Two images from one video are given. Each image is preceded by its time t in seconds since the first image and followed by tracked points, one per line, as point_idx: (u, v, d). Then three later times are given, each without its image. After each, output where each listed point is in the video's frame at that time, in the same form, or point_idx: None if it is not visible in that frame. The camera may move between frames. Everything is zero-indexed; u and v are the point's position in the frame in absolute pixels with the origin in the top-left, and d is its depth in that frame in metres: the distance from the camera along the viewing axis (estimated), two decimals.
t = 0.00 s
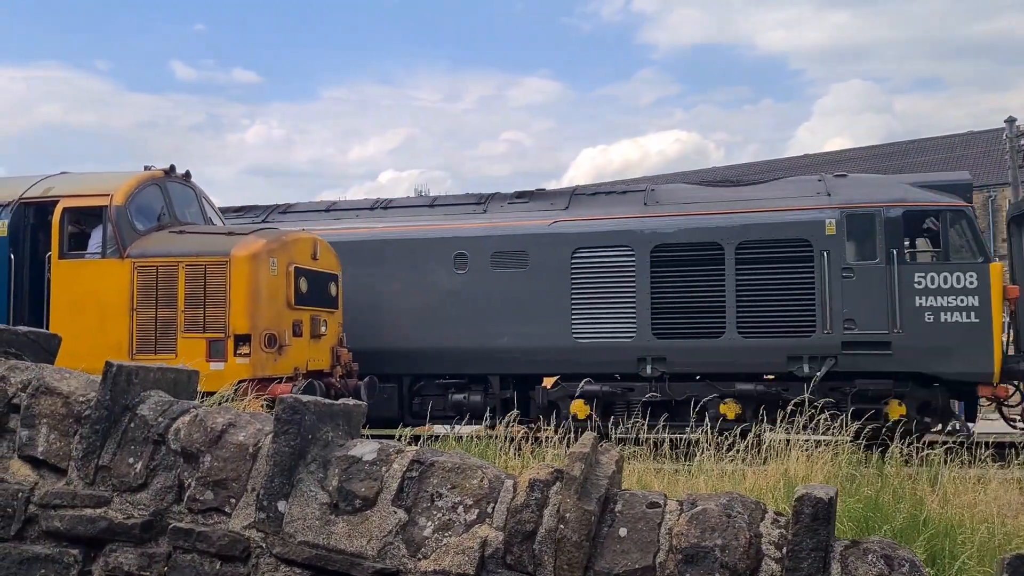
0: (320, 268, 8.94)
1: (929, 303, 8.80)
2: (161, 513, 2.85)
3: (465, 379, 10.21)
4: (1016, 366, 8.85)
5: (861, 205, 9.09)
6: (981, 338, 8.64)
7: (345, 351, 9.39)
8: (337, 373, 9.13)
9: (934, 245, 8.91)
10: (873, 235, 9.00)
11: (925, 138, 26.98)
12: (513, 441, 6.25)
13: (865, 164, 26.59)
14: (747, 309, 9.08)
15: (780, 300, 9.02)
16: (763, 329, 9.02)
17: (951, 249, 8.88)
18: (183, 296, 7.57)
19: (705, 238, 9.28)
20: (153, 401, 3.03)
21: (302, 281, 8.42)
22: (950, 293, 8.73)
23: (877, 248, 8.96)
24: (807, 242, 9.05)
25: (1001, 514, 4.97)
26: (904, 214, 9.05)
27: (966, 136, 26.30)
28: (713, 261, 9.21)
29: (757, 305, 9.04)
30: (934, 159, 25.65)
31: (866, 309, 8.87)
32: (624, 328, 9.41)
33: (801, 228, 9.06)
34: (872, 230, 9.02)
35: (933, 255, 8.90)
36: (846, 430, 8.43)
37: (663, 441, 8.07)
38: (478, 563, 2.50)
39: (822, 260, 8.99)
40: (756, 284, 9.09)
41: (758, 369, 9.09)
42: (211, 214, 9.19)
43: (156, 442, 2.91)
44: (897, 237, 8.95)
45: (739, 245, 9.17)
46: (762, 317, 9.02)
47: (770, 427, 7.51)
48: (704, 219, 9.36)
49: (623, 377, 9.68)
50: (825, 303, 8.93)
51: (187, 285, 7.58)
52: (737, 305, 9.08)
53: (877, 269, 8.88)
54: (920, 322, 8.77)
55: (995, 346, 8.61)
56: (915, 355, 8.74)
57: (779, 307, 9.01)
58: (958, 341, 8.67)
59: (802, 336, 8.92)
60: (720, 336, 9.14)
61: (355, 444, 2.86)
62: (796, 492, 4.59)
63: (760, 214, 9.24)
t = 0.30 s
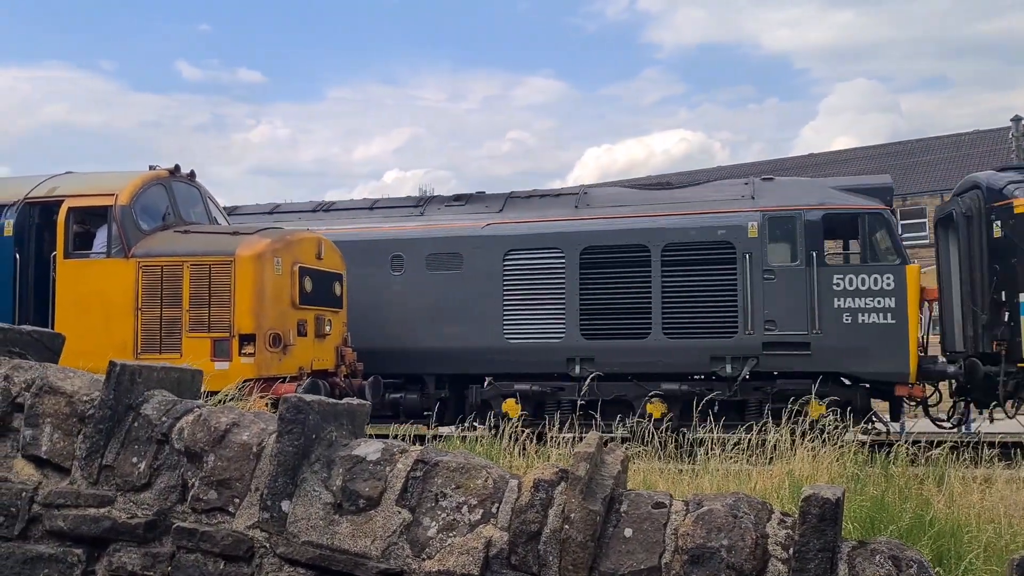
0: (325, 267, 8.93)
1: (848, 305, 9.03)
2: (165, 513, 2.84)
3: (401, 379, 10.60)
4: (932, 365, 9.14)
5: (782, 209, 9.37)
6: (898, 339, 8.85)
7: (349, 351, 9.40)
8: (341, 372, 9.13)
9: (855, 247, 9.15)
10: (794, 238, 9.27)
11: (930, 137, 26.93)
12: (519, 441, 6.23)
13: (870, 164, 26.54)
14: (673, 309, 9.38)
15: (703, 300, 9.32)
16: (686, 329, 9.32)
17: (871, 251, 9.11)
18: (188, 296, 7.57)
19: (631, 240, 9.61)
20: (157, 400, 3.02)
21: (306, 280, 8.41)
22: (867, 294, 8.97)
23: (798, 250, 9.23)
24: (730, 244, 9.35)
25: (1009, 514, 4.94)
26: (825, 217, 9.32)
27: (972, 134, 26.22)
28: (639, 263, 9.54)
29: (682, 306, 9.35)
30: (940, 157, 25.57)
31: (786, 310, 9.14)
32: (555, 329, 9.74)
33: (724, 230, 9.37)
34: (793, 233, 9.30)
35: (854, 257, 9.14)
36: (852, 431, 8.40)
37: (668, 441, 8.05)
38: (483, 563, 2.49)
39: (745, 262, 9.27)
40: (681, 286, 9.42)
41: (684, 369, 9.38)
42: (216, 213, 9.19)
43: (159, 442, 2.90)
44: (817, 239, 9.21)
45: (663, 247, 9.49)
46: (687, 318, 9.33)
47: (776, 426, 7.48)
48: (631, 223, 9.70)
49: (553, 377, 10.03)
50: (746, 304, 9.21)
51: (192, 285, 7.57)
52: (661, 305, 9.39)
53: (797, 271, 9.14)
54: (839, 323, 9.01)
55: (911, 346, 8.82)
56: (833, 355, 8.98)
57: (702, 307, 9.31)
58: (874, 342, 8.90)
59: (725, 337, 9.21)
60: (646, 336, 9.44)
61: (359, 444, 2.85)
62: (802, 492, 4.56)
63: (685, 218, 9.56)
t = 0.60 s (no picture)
0: (329, 267, 8.93)
1: (769, 305, 9.27)
2: (168, 513, 2.84)
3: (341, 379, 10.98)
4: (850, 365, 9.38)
5: (707, 212, 9.58)
6: (818, 338, 9.09)
7: (354, 351, 9.40)
8: (345, 372, 9.14)
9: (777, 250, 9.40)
10: (718, 241, 9.49)
11: (935, 138, 26.89)
12: (523, 441, 6.23)
13: (876, 163, 26.48)
14: (602, 311, 9.67)
15: (630, 302, 9.61)
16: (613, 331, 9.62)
17: (793, 253, 9.36)
18: (192, 296, 7.57)
19: (560, 243, 9.90)
20: (161, 400, 3.03)
21: (311, 280, 8.42)
22: (787, 295, 9.21)
23: (720, 253, 9.45)
24: (656, 246, 9.61)
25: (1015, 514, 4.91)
26: (748, 221, 9.56)
27: (978, 133, 26.13)
28: (568, 265, 9.85)
29: (609, 307, 9.63)
30: (946, 156, 25.49)
31: (709, 311, 9.40)
32: (490, 329, 10.02)
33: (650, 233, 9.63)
34: (716, 236, 9.51)
35: (776, 260, 9.39)
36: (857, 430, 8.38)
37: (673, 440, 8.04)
38: (486, 564, 2.49)
39: (670, 264, 9.53)
40: (607, 288, 9.71)
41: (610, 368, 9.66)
42: (220, 214, 9.21)
43: (163, 442, 2.91)
44: (739, 242, 9.44)
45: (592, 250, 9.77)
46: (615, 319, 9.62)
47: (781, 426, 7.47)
48: (561, 227, 9.98)
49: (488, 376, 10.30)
50: (671, 305, 9.47)
51: (196, 285, 7.58)
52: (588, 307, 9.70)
53: (720, 273, 9.38)
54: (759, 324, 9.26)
55: (829, 345, 9.06)
56: (753, 355, 9.24)
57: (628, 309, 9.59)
58: (794, 341, 9.13)
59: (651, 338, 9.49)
60: (576, 338, 9.74)
61: (362, 444, 2.85)
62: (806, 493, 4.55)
63: (613, 221, 9.84)
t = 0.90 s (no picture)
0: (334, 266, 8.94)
1: (694, 306, 9.46)
2: (175, 511, 2.85)
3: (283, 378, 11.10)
4: (773, 364, 9.54)
5: (635, 214, 9.78)
6: (741, 338, 9.30)
7: (359, 350, 9.41)
8: (351, 371, 9.16)
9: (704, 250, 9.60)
10: (645, 243, 9.67)
11: (941, 135, 26.81)
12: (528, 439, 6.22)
13: (881, 162, 26.41)
14: (532, 312, 9.85)
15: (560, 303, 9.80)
16: (545, 332, 9.79)
17: (719, 254, 9.57)
18: (198, 295, 7.58)
19: (493, 245, 10.08)
20: (167, 399, 3.03)
21: (315, 279, 8.44)
22: (711, 296, 9.40)
23: (647, 255, 9.64)
24: (587, 247, 9.79)
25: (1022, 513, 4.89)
26: (674, 222, 9.74)
27: (985, 131, 26.01)
28: (501, 266, 10.01)
29: (540, 307, 9.81)
30: (953, 154, 25.39)
31: (637, 312, 9.58)
32: (426, 328, 10.20)
33: (580, 235, 9.81)
34: (643, 238, 9.70)
35: (701, 261, 9.59)
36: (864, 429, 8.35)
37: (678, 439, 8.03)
38: (492, 562, 2.49)
39: (599, 265, 9.71)
40: (540, 288, 9.88)
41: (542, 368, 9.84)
42: (226, 213, 9.22)
43: (170, 440, 2.92)
44: (665, 245, 9.62)
45: (525, 251, 9.94)
46: (546, 319, 9.79)
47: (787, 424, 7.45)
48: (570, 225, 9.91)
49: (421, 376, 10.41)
50: (599, 306, 9.65)
51: (202, 284, 7.59)
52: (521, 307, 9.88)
53: (646, 273, 9.57)
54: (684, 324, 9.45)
55: (750, 345, 9.26)
56: (679, 354, 9.43)
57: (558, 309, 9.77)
58: (717, 341, 9.33)
59: (579, 338, 9.67)
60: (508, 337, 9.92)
61: (369, 443, 2.85)
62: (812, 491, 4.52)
63: (546, 223, 10.01)
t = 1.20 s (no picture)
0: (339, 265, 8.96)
1: (620, 307, 9.59)
2: (181, 509, 2.86)
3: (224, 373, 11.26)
4: (697, 363, 9.67)
5: (564, 216, 9.91)
6: (665, 337, 9.43)
7: (363, 349, 9.44)
8: (355, 370, 9.18)
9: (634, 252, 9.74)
10: (573, 245, 9.81)
11: (944, 134, 26.76)
12: (531, 438, 6.23)
13: (884, 160, 26.37)
14: (466, 313, 10.02)
15: (493, 303, 9.97)
16: (478, 332, 9.97)
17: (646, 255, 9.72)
18: (203, 294, 7.61)
19: (429, 246, 10.21)
20: (173, 398, 3.05)
21: (320, 278, 8.45)
22: (637, 297, 9.53)
23: (575, 256, 9.77)
24: (518, 249, 9.92)
25: None
26: (603, 224, 9.87)
27: (989, 129, 25.95)
28: (436, 267, 10.16)
29: (472, 308, 9.98)
30: (956, 153, 25.33)
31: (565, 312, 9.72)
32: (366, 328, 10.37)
33: (511, 237, 9.93)
34: (572, 240, 9.82)
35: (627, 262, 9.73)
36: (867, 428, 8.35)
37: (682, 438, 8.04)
38: (496, 560, 2.51)
39: (529, 266, 9.84)
40: (473, 289, 10.04)
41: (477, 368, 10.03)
42: (230, 212, 9.24)
43: (175, 439, 2.93)
44: (593, 246, 9.76)
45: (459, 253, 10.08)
46: (479, 320, 9.97)
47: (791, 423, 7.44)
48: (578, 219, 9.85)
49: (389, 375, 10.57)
50: (530, 306, 9.80)
51: (207, 283, 7.61)
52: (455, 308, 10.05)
53: (575, 275, 9.71)
54: (612, 324, 9.58)
55: (675, 345, 9.38)
56: (606, 354, 9.58)
57: (491, 310, 9.95)
58: (643, 341, 9.47)
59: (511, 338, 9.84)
60: (442, 337, 10.10)
61: (373, 441, 2.87)
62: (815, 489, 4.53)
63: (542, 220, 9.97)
